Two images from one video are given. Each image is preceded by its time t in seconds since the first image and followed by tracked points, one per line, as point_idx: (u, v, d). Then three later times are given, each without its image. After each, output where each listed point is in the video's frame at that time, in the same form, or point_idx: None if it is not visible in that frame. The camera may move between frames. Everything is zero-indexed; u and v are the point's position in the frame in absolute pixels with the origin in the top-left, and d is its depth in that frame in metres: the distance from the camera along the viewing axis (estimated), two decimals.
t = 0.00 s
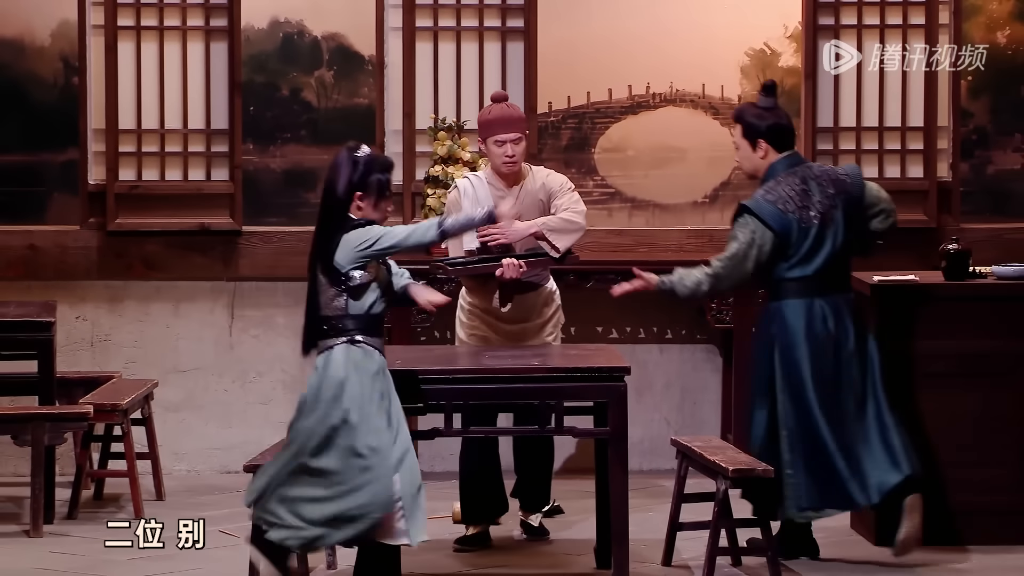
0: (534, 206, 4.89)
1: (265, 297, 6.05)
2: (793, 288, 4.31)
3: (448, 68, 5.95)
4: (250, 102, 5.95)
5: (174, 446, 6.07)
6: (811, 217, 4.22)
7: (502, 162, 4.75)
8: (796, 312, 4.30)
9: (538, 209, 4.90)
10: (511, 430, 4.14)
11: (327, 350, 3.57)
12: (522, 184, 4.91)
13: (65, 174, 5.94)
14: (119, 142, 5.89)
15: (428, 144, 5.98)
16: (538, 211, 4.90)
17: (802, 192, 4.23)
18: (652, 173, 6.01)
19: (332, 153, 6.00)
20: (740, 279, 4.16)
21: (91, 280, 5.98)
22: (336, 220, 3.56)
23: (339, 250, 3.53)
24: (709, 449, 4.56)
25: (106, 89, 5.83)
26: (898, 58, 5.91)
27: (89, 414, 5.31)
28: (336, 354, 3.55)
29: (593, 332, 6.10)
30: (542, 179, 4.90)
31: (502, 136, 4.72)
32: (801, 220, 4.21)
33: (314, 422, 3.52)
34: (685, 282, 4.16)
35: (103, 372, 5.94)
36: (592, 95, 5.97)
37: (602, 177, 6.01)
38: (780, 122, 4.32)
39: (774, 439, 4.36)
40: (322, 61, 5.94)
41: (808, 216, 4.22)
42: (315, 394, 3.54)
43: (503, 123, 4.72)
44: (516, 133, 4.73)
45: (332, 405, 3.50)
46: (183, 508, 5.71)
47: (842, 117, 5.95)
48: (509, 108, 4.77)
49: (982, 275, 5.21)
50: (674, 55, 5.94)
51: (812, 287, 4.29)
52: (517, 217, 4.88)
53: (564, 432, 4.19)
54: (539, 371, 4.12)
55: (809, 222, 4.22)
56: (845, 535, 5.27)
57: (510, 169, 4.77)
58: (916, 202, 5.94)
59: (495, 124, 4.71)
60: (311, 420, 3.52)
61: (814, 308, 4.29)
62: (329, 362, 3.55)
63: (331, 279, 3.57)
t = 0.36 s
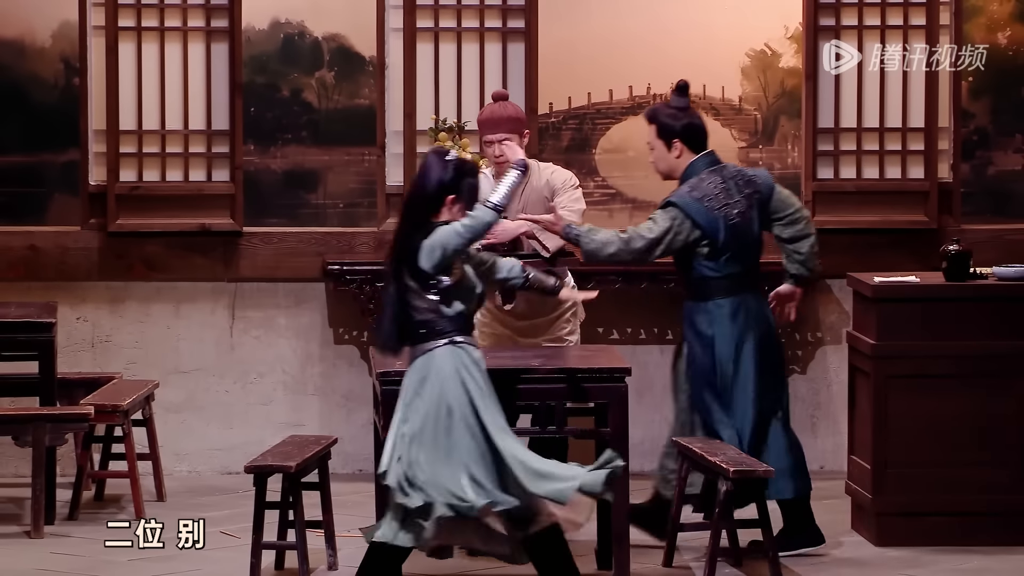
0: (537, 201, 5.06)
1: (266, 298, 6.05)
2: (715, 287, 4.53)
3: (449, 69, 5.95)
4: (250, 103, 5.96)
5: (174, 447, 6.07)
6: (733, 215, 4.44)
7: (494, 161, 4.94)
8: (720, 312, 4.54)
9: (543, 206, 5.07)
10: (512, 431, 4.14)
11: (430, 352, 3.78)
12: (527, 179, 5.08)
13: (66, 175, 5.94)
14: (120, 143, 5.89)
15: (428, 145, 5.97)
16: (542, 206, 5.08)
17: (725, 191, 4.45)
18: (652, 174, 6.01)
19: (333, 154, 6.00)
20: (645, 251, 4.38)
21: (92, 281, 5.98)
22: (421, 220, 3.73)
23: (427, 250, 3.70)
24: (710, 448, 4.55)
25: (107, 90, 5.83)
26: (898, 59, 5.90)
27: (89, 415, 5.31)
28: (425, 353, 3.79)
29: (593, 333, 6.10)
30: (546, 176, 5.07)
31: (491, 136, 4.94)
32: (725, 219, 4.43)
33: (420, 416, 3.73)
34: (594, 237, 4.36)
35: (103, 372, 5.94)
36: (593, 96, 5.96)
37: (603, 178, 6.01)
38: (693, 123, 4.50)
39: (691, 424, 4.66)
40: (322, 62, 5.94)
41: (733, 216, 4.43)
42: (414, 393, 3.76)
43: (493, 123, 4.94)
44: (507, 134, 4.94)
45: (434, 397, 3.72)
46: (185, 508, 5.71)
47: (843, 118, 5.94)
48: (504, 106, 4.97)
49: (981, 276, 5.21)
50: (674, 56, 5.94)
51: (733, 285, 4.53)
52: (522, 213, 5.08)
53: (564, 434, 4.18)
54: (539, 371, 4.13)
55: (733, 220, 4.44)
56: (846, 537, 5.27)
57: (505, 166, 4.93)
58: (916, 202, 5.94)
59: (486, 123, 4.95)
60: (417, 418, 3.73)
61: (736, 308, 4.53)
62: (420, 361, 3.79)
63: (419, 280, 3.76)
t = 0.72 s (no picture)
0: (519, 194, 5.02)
1: (267, 299, 6.04)
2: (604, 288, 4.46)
3: (450, 70, 5.95)
4: (251, 103, 5.95)
5: (174, 448, 6.06)
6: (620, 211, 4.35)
7: (480, 144, 4.92)
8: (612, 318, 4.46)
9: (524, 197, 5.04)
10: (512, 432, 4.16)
11: (554, 329, 3.44)
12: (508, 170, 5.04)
13: (67, 175, 5.93)
14: (120, 143, 5.88)
15: (429, 146, 5.97)
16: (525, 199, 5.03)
17: (610, 192, 4.37)
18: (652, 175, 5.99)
19: (334, 154, 5.99)
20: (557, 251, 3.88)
21: (93, 281, 5.98)
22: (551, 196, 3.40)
23: (574, 226, 3.40)
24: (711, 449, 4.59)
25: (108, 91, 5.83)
26: (898, 58, 5.91)
27: (90, 416, 5.30)
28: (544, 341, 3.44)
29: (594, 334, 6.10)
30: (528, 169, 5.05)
31: (479, 118, 4.86)
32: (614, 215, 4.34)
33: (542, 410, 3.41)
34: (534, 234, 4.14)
35: (104, 373, 5.93)
36: (594, 96, 5.96)
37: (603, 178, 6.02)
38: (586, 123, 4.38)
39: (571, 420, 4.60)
40: (323, 63, 5.94)
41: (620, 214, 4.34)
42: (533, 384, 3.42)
43: (480, 104, 4.85)
44: (494, 117, 4.86)
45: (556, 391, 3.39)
46: (186, 509, 5.70)
47: (844, 118, 5.94)
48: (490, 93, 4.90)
49: (983, 276, 5.21)
50: (675, 56, 5.94)
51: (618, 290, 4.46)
52: (504, 204, 5.04)
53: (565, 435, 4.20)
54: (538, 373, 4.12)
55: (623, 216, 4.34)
56: (847, 538, 5.26)
57: (491, 150, 4.92)
58: (917, 203, 5.94)
59: (472, 105, 4.87)
60: (539, 412, 3.40)
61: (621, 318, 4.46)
62: (538, 344, 3.44)
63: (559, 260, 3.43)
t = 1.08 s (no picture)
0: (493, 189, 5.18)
1: (270, 299, 6.02)
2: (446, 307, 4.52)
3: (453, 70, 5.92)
4: (254, 103, 5.93)
5: (177, 449, 6.04)
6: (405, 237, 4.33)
7: (458, 139, 5.10)
8: (450, 339, 4.54)
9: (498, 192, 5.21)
10: (518, 432, 4.13)
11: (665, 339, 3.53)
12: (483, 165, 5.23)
13: (69, 175, 5.91)
14: (123, 143, 5.86)
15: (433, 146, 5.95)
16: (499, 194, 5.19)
17: (468, 221, 4.35)
18: (657, 175, 5.96)
19: (337, 154, 5.97)
20: (358, 298, 4.18)
21: (95, 282, 5.96)
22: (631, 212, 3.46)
23: (676, 240, 3.57)
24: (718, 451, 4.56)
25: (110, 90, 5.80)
26: (903, 58, 5.89)
27: (92, 416, 5.27)
28: (651, 364, 3.48)
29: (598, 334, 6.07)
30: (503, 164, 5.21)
31: (458, 116, 5.10)
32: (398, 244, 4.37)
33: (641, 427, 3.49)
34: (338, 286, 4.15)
35: (106, 373, 5.91)
36: (598, 96, 5.94)
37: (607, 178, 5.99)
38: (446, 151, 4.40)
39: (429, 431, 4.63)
40: (326, 62, 5.91)
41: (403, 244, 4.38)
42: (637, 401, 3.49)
43: (457, 105, 5.12)
44: (473, 115, 5.09)
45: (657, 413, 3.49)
46: (188, 510, 5.67)
47: (849, 117, 5.92)
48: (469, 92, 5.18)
49: (989, 277, 5.19)
50: (680, 56, 5.91)
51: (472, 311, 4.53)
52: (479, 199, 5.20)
53: (571, 435, 4.18)
54: (542, 374, 4.08)
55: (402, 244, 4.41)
56: (853, 539, 5.24)
57: (469, 146, 5.12)
58: (923, 203, 5.91)
59: (452, 104, 5.13)
60: (637, 429, 3.48)
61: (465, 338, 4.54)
62: (644, 362, 3.48)
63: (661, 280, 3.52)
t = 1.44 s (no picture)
0: (521, 179, 5.02)
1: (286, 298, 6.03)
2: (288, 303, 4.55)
3: (467, 68, 5.91)
4: (267, 102, 5.91)
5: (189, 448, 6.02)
6: (301, 233, 4.41)
7: (482, 125, 4.91)
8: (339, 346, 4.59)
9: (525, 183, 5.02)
10: (532, 433, 4.09)
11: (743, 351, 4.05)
12: (509, 154, 5.03)
13: (83, 174, 5.90)
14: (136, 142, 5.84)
15: (446, 144, 5.94)
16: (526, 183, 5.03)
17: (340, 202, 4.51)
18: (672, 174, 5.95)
19: (351, 153, 5.95)
20: (311, 291, 4.30)
21: (108, 281, 5.95)
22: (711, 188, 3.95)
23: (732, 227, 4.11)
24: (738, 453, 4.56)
25: (123, 89, 5.79)
26: (919, 56, 5.86)
27: (105, 416, 5.26)
28: (752, 363, 4.03)
29: (613, 334, 6.07)
30: (530, 154, 5.01)
31: (483, 101, 4.87)
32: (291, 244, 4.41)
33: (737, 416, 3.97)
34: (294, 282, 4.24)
35: (120, 373, 5.90)
36: (612, 95, 5.92)
37: (622, 177, 5.97)
38: (313, 141, 4.49)
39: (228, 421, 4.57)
40: (339, 61, 5.90)
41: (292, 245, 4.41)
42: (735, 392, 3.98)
43: (485, 90, 4.85)
44: (498, 99, 4.86)
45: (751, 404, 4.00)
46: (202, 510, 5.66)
47: (865, 116, 5.89)
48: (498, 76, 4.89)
49: (1006, 276, 5.16)
50: (694, 54, 5.89)
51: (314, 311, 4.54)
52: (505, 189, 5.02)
53: (585, 435, 4.11)
54: (556, 373, 4.01)
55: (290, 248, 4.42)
56: (868, 540, 5.22)
57: (493, 133, 4.92)
58: (939, 202, 5.89)
59: (478, 88, 4.86)
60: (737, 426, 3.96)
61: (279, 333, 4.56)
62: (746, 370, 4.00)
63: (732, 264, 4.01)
